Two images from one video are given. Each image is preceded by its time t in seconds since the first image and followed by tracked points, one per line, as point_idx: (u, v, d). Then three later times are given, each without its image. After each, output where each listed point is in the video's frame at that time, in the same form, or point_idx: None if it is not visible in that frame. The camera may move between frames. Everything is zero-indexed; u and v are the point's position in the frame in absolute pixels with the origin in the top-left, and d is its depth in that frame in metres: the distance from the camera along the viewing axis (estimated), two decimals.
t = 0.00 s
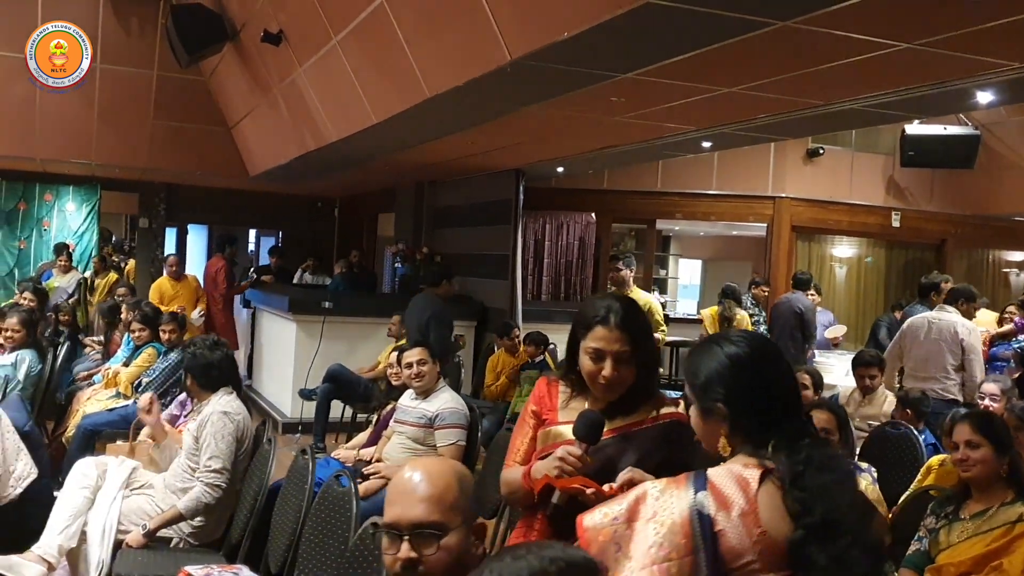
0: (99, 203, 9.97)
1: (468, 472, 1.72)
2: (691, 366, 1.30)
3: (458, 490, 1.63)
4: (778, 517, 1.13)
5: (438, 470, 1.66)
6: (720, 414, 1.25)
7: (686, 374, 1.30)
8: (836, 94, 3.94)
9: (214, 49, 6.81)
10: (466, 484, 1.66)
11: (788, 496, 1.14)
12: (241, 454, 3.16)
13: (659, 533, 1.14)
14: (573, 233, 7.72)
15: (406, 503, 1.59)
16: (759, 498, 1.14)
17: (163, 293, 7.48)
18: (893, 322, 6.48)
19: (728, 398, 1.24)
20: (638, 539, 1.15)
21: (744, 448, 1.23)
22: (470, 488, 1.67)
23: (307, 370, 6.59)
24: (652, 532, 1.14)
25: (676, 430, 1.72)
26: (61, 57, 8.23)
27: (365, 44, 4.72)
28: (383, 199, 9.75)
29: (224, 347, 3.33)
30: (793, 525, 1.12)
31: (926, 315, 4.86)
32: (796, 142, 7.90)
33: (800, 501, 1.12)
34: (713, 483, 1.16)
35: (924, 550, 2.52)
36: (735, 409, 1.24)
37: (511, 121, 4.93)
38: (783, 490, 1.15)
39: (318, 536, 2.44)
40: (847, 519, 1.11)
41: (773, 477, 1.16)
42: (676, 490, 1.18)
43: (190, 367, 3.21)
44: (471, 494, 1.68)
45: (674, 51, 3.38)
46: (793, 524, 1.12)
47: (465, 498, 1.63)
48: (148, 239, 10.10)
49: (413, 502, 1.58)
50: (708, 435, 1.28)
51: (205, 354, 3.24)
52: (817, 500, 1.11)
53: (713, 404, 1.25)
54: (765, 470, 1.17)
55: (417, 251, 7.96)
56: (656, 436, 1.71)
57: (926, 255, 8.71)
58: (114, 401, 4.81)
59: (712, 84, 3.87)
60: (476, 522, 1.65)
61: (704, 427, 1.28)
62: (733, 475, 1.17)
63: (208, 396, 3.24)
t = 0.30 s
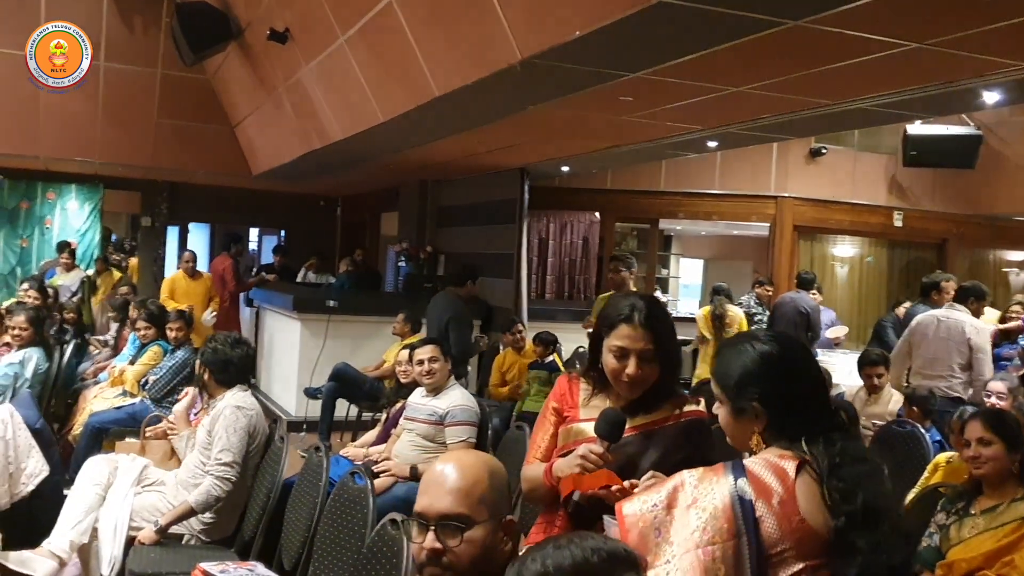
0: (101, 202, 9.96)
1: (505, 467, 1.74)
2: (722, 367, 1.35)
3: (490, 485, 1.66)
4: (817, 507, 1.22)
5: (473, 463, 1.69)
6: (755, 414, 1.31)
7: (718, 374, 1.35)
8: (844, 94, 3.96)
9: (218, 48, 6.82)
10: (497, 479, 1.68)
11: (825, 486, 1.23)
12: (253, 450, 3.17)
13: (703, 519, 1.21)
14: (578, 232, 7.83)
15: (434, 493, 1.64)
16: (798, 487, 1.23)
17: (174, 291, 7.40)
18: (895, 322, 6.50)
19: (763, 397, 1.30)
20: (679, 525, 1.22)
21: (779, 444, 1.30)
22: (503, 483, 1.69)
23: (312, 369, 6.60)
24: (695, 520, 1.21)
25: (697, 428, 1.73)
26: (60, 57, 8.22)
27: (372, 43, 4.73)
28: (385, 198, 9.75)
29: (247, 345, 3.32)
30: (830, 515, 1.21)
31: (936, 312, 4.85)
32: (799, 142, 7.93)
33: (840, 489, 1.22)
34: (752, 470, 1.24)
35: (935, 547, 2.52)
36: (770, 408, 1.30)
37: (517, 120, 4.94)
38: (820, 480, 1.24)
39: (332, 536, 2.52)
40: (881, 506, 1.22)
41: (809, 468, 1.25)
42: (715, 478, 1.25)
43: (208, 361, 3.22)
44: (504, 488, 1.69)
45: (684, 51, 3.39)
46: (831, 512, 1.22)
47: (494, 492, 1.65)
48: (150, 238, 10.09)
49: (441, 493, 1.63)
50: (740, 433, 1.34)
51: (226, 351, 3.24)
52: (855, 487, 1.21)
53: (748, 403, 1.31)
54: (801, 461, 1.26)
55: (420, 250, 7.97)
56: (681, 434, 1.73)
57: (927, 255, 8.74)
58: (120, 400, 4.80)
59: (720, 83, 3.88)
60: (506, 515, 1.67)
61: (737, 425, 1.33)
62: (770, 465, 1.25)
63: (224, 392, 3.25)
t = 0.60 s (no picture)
0: (83, 201, 9.90)
1: (506, 473, 1.53)
2: (721, 370, 1.38)
3: (474, 493, 1.46)
4: (817, 507, 1.25)
5: (466, 465, 1.51)
6: (754, 415, 1.34)
7: (718, 376, 1.38)
8: (828, 97, 3.99)
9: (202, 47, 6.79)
10: (484, 489, 1.47)
11: (825, 487, 1.28)
12: (242, 452, 3.15)
13: (708, 517, 1.24)
14: (563, 233, 7.87)
15: (416, 490, 1.51)
16: (800, 487, 1.26)
17: (164, 292, 7.27)
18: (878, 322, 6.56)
19: (763, 399, 1.33)
20: (683, 524, 1.25)
21: (778, 444, 1.33)
22: (493, 492, 1.48)
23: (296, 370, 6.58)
24: (700, 520, 1.24)
25: (690, 429, 1.75)
26: (60, 57, 8.49)
27: (358, 44, 4.73)
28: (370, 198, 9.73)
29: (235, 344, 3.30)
30: (830, 515, 1.25)
31: (904, 313, 4.92)
32: (782, 143, 8.01)
33: (839, 491, 1.27)
34: (754, 469, 1.27)
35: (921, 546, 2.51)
36: (770, 409, 1.33)
37: (503, 122, 4.95)
38: (819, 481, 1.28)
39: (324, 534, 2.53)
40: (878, 504, 1.30)
41: (809, 469, 1.29)
42: (717, 477, 1.28)
43: (197, 362, 3.21)
44: (497, 496, 1.49)
45: (671, 54, 3.41)
46: (831, 513, 1.26)
47: (478, 501, 1.46)
48: (133, 238, 10.03)
49: (422, 491, 1.49)
50: (739, 436, 1.37)
51: (214, 350, 3.23)
52: (854, 488, 1.27)
53: (749, 406, 1.34)
54: (802, 464, 1.29)
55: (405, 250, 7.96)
56: (676, 436, 1.74)
57: (909, 256, 8.80)
58: (104, 401, 4.77)
59: (706, 86, 3.91)
60: (489, 528, 1.47)
61: (737, 428, 1.36)
62: (772, 466, 1.27)
63: (214, 393, 3.23)
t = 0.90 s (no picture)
0: (31, 200, 9.64)
1: (460, 484, 1.47)
2: (672, 371, 1.40)
3: (422, 495, 1.44)
4: (767, 504, 1.26)
5: (421, 468, 1.48)
6: (706, 416, 1.35)
7: (669, 377, 1.39)
8: (779, 99, 4.05)
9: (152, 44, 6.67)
10: (431, 493, 1.44)
11: (775, 484, 1.27)
12: (194, 456, 3.09)
13: (662, 514, 1.24)
14: (519, 232, 7.78)
15: (370, 486, 1.51)
16: (750, 484, 1.27)
17: (119, 292, 7.15)
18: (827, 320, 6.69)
19: (714, 400, 1.35)
20: (636, 521, 1.26)
21: (729, 443, 1.34)
22: (440, 500, 1.44)
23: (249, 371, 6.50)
24: (655, 517, 1.25)
25: (640, 430, 1.77)
26: (61, 57, 8.28)
27: (312, 42, 4.68)
28: (325, 196, 9.65)
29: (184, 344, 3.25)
30: (780, 511, 1.25)
31: (837, 312, 5.02)
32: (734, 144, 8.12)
33: (790, 488, 1.26)
34: (706, 467, 1.28)
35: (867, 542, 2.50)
36: (721, 409, 1.35)
37: (459, 121, 4.94)
38: (769, 479, 1.28)
39: (275, 537, 2.49)
40: (828, 501, 1.28)
41: (760, 467, 1.29)
42: (671, 475, 1.29)
43: (147, 363, 3.15)
44: (446, 505, 1.44)
45: (625, 56, 3.43)
46: (780, 509, 1.26)
47: (424, 506, 1.43)
48: (83, 237, 9.81)
49: (374, 488, 1.49)
50: (691, 435, 1.38)
51: (162, 351, 3.18)
52: (805, 485, 1.26)
53: (699, 406, 1.35)
54: (753, 462, 1.30)
55: (360, 250, 7.90)
56: (626, 437, 1.76)
57: (857, 256, 9.00)
58: (52, 403, 4.64)
59: (660, 88, 3.94)
60: (434, 532, 1.43)
61: (689, 428, 1.38)
62: (724, 463, 1.28)
63: (164, 395, 3.17)
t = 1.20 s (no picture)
0: None
1: (428, 482, 1.46)
2: (635, 368, 1.41)
3: (388, 492, 1.43)
4: (730, 497, 1.26)
5: (391, 465, 1.47)
6: (668, 412, 1.37)
7: (632, 374, 1.41)
8: (741, 98, 4.10)
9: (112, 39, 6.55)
10: (397, 490, 1.43)
11: (737, 478, 1.28)
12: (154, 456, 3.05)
13: (627, 508, 1.25)
14: (485, 231, 7.79)
15: (337, 480, 1.50)
16: (712, 478, 1.27)
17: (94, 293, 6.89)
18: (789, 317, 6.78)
19: (677, 397, 1.36)
20: (601, 515, 1.26)
21: (691, 438, 1.35)
22: (407, 498, 1.43)
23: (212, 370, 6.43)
24: (621, 512, 1.25)
25: (603, 427, 1.78)
26: (60, 57, 7.30)
27: (275, 38, 4.64)
28: (289, 194, 9.56)
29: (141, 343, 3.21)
30: (742, 504, 1.26)
31: (797, 308, 5.08)
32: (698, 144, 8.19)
33: (751, 480, 1.27)
34: (670, 461, 1.28)
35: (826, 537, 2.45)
36: (683, 405, 1.36)
37: (424, 119, 4.92)
38: (731, 472, 1.29)
39: (237, 536, 2.47)
40: (789, 494, 1.29)
41: (722, 462, 1.30)
42: (635, 468, 1.29)
43: (104, 364, 3.10)
44: (414, 503, 1.43)
45: (589, 54, 3.45)
46: (742, 503, 1.26)
47: (389, 502, 1.42)
48: (41, 236, 9.60)
49: (341, 482, 1.48)
50: (654, 431, 1.39)
51: (120, 351, 3.13)
52: (766, 479, 1.27)
53: (662, 403, 1.37)
54: (715, 456, 1.30)
55: (325, 248, 7.84)
56: (589, 433, 1.76)
57: (818, 254, 9.14)
58: (9, 403, 4.54)
59: (624, 86, 3.97)
60: (398, 529, 1.42)
61: (652, 424, 1.39)
62: (686, 456, 1.29)
63: (123, 395, 3.12)
